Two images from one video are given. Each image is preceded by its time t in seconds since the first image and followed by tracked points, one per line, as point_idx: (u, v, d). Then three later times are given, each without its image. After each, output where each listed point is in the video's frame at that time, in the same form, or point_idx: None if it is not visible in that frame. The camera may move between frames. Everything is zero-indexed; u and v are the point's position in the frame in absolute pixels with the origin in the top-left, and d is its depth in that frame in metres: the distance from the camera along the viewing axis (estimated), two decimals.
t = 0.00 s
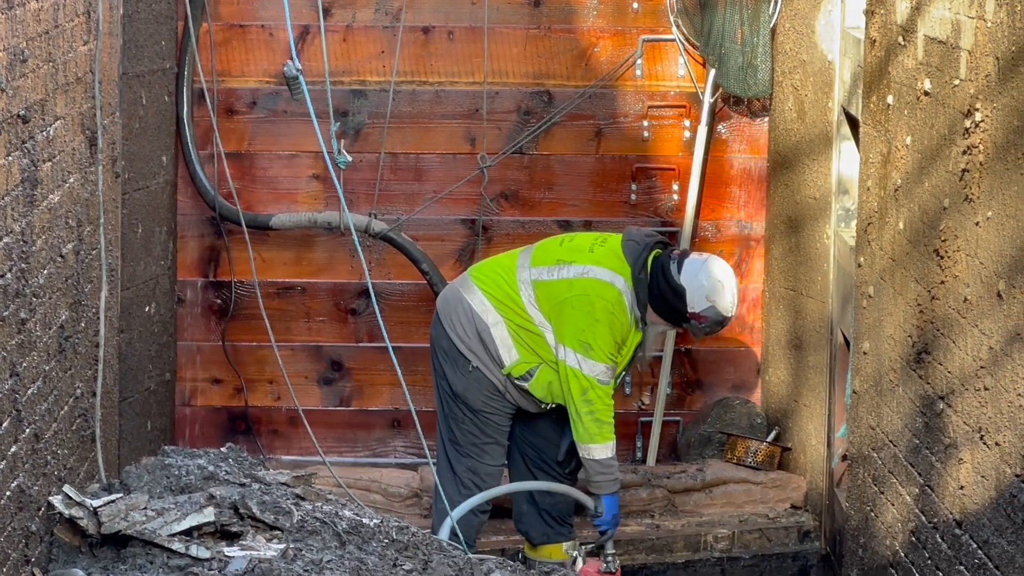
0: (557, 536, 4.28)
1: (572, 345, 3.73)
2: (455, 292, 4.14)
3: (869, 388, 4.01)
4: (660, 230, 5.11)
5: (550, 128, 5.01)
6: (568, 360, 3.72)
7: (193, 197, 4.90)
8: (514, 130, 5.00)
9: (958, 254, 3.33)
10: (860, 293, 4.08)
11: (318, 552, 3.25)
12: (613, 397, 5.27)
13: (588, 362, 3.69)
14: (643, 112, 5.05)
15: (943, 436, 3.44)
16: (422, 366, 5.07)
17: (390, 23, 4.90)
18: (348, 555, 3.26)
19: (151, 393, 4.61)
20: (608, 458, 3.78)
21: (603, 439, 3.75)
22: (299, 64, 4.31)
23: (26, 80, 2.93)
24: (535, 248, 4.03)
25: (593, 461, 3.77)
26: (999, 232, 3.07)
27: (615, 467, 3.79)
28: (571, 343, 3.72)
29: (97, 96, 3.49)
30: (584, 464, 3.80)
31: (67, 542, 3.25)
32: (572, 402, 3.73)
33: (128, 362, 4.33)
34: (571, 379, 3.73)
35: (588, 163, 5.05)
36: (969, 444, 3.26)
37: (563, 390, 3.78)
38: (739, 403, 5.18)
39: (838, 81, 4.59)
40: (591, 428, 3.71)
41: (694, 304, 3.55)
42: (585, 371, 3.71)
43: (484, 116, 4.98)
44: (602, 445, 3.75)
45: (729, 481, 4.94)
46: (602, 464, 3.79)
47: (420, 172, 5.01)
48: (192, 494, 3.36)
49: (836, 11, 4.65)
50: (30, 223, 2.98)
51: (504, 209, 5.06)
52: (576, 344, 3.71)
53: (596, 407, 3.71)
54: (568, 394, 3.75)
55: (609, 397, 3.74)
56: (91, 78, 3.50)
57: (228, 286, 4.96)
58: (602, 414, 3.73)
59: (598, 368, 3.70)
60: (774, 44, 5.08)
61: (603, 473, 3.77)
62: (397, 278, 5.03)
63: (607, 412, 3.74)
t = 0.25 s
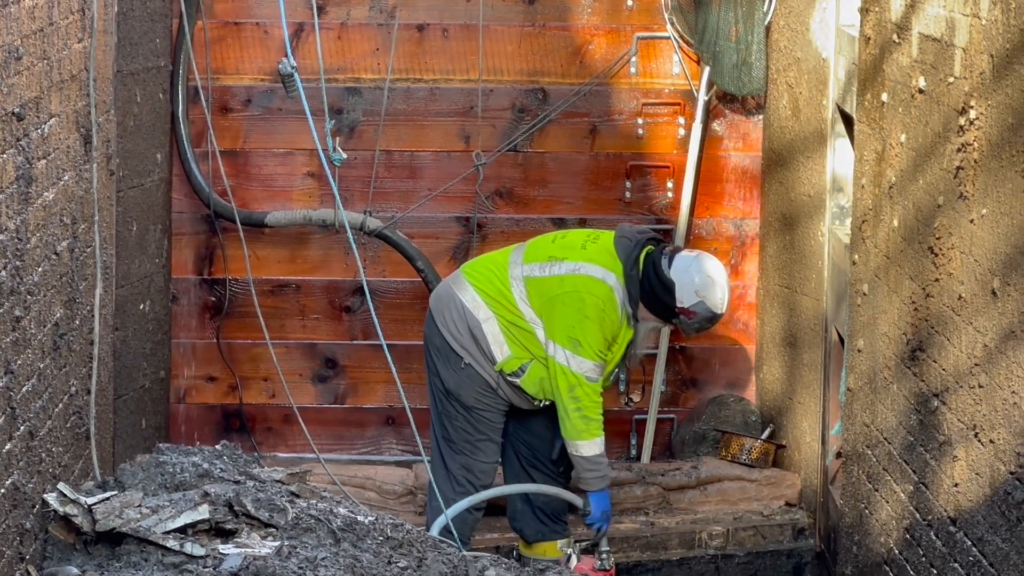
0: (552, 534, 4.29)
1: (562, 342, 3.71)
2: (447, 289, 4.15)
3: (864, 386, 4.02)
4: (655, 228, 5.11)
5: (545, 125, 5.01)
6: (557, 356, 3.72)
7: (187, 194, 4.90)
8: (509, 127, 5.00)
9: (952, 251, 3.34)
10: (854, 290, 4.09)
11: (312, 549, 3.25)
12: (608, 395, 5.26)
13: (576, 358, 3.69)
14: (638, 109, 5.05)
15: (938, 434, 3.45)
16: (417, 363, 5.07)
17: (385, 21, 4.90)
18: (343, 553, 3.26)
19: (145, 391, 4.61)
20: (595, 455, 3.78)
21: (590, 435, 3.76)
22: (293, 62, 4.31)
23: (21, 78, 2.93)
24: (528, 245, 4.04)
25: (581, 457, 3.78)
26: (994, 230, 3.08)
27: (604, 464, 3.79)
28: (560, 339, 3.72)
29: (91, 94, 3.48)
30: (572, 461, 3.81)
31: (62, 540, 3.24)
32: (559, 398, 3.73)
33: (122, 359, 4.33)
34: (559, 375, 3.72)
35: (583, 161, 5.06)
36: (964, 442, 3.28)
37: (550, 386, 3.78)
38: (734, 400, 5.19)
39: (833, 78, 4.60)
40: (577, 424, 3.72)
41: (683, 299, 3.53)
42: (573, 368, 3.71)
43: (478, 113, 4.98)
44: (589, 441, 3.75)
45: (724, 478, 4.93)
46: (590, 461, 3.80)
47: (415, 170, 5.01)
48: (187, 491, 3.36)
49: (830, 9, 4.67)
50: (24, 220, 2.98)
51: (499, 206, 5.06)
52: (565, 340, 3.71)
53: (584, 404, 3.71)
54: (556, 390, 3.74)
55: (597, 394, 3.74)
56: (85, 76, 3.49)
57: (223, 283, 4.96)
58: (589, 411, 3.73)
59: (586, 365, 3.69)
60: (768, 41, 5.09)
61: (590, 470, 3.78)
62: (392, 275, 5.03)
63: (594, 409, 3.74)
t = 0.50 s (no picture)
0: (550, 532, 4.30)
1: (544, 332, 3.68)
2: (441, 286, 4.15)
3: (861, 384, 4.03)
4: (653, 226, 5.12)
5: (543, 124, 5.01)
6: (538, 345, 3.69)
7: (185, 192, 4.90)
8: (506, 125, 5.01)
9: (949, 249, 3.34)
10: (852, 288, 4.09)
11: (310, 547, 3.25)
12: (606, 393, 5.28)
13: (555, 349, 3.66)
14: (636, 107, 5.05)
15: (935, 431, 3.45)
16: (414, 361, 5.07)
17: (382, 19, 4.90)
18: (341, 551, 3.26)
19: (143, 388, 4.61)
20: (569, 446, 3.77)
21: (562, 427, 3.74)
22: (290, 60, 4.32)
23: (19, 76, 2.93)
24: (521, 241, 4.04)
25: (553, 448, 3.76)
26: (991, 228, 3.09)
27: (576, 454, 3.79)
28: (543, 330, 3.69)
29: (89, 92, 3.48)
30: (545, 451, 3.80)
31: (60, 538, 3.22)
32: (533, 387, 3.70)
33: (120, 357, 4.33)
34: (536, 364, 3.69)
35: (580, 159, 5.06)
36: (961, 439, 3.28)
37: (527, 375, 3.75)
38: (731, 398, 5.23)
39: (830, 76, 4.59)
40: (549, 415, 3.69)
41: (676, 293, 3.56)
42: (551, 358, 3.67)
43: (476, 111, 4.99)
44: (560, 433, 3.73)
45: (721, 476, 4.95)
46: (562, 453, 3.78)
47: (413, 168, 5.01)
48: (184, 489, 3.34)
49: (827, 6, 4.66)
50: (22, 218, 2.98)
51: (496, 204, 5.06)
52: (548, 330, 3.68)
53: (557, 395, 3.69)
54: (531, 379, 3.72)
55: (572, 387, 3.71)
56: (83, 74, 3.49)
57: (220, 281, 4.96)
58: (562, 404, 3.71)
59: (565, 356, 3.66)
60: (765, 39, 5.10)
61: (564, 460, 3.78)
62: (389, 273, 5.04)
63: (568, 402, 3.71)
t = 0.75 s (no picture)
0: (545, 531, 4.31)
1: (529, 325, 3.69)
2: (432, 283, 4.16)
3: (858, 382, 4.04)
4: (650, 225, 5.12)
5: (540, 122, 5.01)
6: (523, 338, 3.70)
7: (182, 191, 4.89)
8: (503, 124, 5.01)
9: (947, 247, 3.35)
10: (849, 287, 4.10)
11: (307, 545, 3.25)
12: (603, 392, 5.28)
13: (539, 341, 3.67)
14: (633, 106, 5.05)
15: (933, 429, 3.46)
16: (412, 359, 5.07)
17: (379, 17, 4.90)
18: (338, 549, 3.26)
19: (139, 387, 4.61)
20: (554, 439, 3.78)
21: (547, 420, 3.74)
22: (287, 58, 4.32)
23: (16, 74, 2.93)
24: (511, 237, 4.04)
25: (539, 441, 3.77)
26: (988, 226, 3.09)
27: (562, 448, 3.81)
28: (528, 322, 3.70)
29: (86, 90, 3.48)
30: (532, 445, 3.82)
31: (56, 537, 3.24)
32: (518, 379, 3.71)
33: (117, 355, 4.33)
34: (521, 356, 3.70)
35: (577, 157, 5.06)
36: (958, 438, 3.29)
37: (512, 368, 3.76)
38: (729, 397, 5.23)
39: (828, 75, 4.60)
40: (534, 408, 3.70)
41: (664, 288, 3.58)
42: (536, 351, 3.68)
43: (473, 109, 4.99)
44: (545, 425, 3.74)
45: (718, 475, 4.96)
46: (548, 446, 3.79)
47: (410, 166, 5.01)
48: (181, 488, 3.35)
49: (825, 5, 4.66)
50: (19, 216, 2.98)
51: (493, 203, 5.06)
52: (533, 323, 3.69)
53: (542, 388, 3.69)
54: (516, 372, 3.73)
55: (558, 380, 3.72)
56: (80, 72, 3.49)
57: (217, 280, 4.96)
58: (548, 397, 3.71)
59: (550, 349, 3.67)
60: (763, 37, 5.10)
61: (550, 453, 3.79)
62: (386, 272, 5.04)
63: (553, 395, 3.72)
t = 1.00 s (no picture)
0: (541, 529, 4.31)
1: (520, 323, 3.70)
2: (422, 282, 4.16)
3: (856, 381, 4.04)
4: (648, 223, 5.12)
5: (538, 121, 5.02)
6: (515, 336, 3.71)
7: (180, 190, 4.89)
8: (501, 123, 5.01)
9: (944, 247, 3.35)
10: (847, 286, 4.10)
11: (305, 544, 3.25)
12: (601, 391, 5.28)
13: (530, 339, 3.67)
14: (630, 105, 5.06)
15: (930, 428, 3.46)
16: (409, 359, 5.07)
17: (377, 16, 4.91)
18: (335, 548, 3.26)
19: (137, 386, 4.61)
20: (552, 437, 3.79)
21: (544, 417, 3.76)
22: (285, 57, 4.32)
23: (14, 73, 2.93)
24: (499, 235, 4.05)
25: (537, 439, 3.78)
26: (985, 225, 3.10)
27: (561, 445, 3.80)
28: (518, 320, 3.71)
29: (84, 89, 3.48)
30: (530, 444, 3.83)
31: (54, 536, 3.24)
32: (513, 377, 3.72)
33: (114, 355, 4.33)
34: (514, 354, 3.71)
35: (575, 157, 5.06)
36: (956, 437, 3.29)
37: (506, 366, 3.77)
38: (726, 396, 5.23)
39: (825, 75, 4.60)
40: (530, 405, 3.71)
41: (649, 283, 3.58)
42: (528, 349, 3.69)
43: (471, 109, 4.99)
44: (543, 423, 3.75)
45: (716, 473, 4.97)
46: (546, 444, 3.80)
47: (407, 165, 5.01)
48: (179, 487, 3.35)
49: (822, 5, 4.66)
50: (17, 216, 2.98)
51: (491, 202, 5.06)
52: (523, 321, 3.69)
53: (537, 386, 3.71)
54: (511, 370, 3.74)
55: (552, 376, 3.73)
56: (78, 71, 3.49)
57: (215, 279, 4.96)
58: (543, 394, 3.73)
59: (541, 347, 3.67)
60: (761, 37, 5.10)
61: (548, 451, 3.80)
62: (384, 271, 5.04)
63: (549, 392, 3.73)
